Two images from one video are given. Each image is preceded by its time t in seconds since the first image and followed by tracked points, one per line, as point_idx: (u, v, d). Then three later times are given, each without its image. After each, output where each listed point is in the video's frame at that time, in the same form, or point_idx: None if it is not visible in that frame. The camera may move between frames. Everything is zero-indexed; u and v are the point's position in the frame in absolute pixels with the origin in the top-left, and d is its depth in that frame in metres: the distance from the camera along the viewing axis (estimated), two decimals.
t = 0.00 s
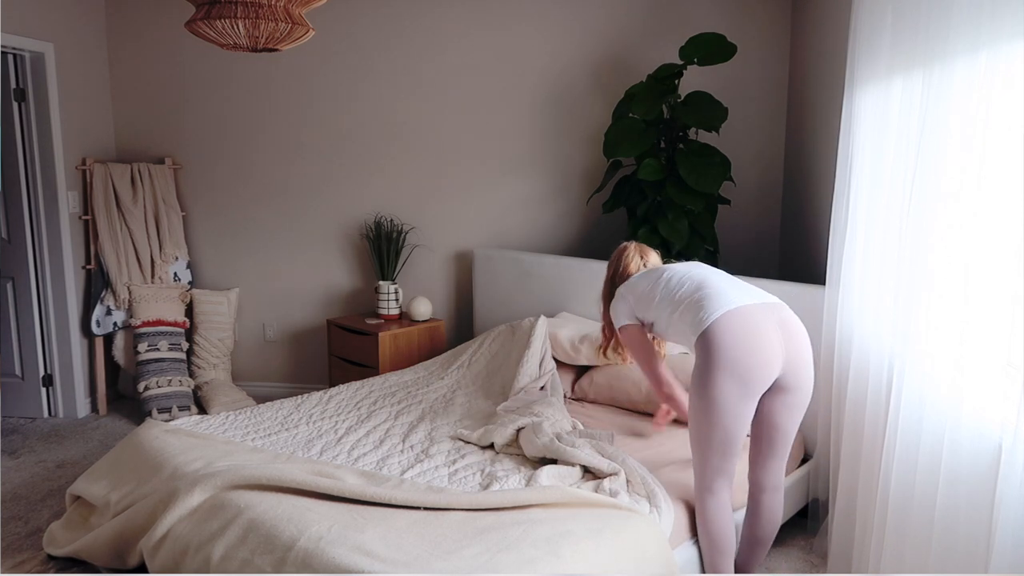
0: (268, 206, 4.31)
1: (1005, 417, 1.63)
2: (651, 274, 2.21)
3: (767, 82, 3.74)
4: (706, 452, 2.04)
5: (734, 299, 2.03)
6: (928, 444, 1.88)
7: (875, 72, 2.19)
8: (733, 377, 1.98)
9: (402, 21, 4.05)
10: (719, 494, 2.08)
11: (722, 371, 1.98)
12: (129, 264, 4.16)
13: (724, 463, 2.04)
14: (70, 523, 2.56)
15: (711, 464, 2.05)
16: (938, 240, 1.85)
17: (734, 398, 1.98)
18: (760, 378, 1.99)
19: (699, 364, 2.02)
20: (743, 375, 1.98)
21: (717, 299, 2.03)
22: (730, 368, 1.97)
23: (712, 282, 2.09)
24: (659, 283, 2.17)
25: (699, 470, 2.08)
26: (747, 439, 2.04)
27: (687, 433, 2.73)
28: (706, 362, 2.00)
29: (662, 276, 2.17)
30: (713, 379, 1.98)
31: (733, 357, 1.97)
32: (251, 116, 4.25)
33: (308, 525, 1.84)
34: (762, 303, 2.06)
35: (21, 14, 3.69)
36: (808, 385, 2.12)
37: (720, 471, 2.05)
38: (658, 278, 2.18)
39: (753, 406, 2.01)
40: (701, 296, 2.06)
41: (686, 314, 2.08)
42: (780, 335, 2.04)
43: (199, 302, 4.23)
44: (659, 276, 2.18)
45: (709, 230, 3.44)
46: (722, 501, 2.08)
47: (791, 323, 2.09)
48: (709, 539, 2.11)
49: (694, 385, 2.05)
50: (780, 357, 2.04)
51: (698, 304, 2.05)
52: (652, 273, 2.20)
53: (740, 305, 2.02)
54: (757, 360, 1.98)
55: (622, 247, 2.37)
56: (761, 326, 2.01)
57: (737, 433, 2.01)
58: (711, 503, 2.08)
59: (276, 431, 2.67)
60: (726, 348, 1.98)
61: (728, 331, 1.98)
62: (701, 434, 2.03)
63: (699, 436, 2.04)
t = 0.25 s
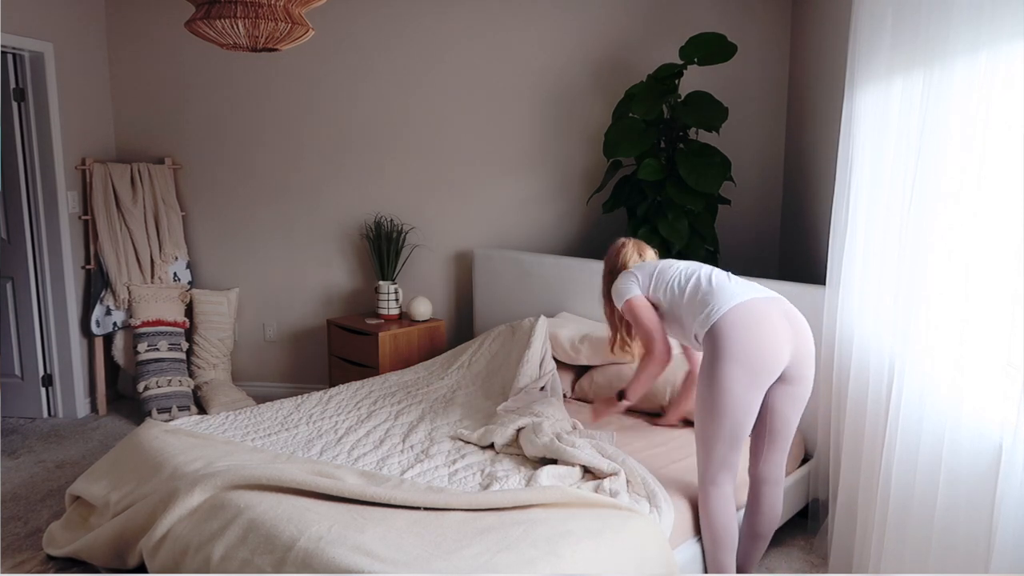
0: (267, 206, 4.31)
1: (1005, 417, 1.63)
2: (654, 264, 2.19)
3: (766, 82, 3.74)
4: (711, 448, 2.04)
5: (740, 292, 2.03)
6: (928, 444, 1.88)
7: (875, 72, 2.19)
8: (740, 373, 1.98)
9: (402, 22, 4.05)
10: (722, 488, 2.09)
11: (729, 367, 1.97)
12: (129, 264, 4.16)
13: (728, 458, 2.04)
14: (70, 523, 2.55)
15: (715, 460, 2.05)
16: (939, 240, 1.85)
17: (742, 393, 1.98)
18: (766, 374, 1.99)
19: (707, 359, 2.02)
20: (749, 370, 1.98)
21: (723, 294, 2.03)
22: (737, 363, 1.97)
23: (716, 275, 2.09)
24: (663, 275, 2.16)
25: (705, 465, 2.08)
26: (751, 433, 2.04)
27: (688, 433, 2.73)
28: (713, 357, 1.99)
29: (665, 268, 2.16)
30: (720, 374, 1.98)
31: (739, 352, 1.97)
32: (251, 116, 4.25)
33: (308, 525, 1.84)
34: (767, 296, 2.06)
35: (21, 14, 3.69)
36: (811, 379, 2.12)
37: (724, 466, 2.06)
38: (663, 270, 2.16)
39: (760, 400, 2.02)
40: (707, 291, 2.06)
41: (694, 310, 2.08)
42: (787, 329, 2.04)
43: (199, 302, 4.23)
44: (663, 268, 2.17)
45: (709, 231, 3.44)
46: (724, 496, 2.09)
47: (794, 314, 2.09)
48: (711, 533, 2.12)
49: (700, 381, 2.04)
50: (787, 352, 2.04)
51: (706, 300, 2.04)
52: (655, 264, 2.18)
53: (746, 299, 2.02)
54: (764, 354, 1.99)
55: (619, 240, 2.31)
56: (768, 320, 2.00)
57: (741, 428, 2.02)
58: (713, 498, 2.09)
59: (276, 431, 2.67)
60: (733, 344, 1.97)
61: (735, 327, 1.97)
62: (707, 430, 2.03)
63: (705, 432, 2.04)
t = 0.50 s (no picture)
0: (267, 205, 4.31)
1: (1005, 417, 1.63)
2: (654, 262, 2.09)
3: (766, 82, 3.74)
4: (718, 452, 2.04)
5: (750, 295, 2.00)
6: (928, 444, 1.88)
7: (875, 72, 2.19)
8: (751, 379, 1.97)
9: (402, 22, 4.05)
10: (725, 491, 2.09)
11: (740, 373, 1.96)
12: (129, 264, 4.16)
13: (733, 462, 2.04)
14: (70, 523, 2.56)
15: (720, 464, 2.05)
16: (939, 240, 1.85)
17: (752, 399, 1.98)
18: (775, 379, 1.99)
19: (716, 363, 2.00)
20: (760, 376, 1.97)
21: (734, 297, 1.99)
22: (749, 369, 1.96)
23: (723, 274, 2.04)
24: (665, 274, 2.07)
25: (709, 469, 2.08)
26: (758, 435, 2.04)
27: (687, 433, 2.73)
28: (723, 362, 1.98)
29: (667, 266, 2.07)
30: (732, 381, 1.97)
31: (751, 358, 1.96)
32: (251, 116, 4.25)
33: (308, 525, 1.84)
34: (776, 297, 2.03)
35: (21, 14, 3.69)
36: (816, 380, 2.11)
37: (729, 469, 2.06)
38: (664, 269, 2.07)
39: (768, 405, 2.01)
40: (716, 293, 2.01)
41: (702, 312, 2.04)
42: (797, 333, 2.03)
43: (199, 302, 4.23)
44: (664, 267, 2.07)
45: (709, 231, 3.44)
46: (727, 499, 2.10)
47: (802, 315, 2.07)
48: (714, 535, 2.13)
49: (708, 385, 2.03)
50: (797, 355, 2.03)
51: (716, 304, 2.00)
52: (654, 262, 2.09)
53: (756, 303, 1.99)
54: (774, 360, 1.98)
55: (611, 220, 2.21)
56: (779, 325, 1.99)
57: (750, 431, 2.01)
58: (716, 502, 2.09)
59: (276, 431, 2.67)
60: (745, 350, 1.96)
61: (748, 333, 1.95)
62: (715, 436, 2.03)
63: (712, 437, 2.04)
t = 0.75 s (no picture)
0: (267, 205, 4.31)
1: (1005, 417, 1.63)
2: (662, 256, 2.05)
3: (766, 82, 3.74)
4: (724, 456, 2.04)
5: (760, 298, 2.00)
6: (927, 443, 1.88)
7: (875, 72, 2.19)
8: (761, 384, 1.97)
9: (402, 22, 4.05)
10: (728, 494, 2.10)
11: (750, 377, 1.96)
12: (129, 264, 4.16)
13: (738, 465, 2.04)
14: (70, 523, 2.56)
15: (725, 467, 2.05)
16: (939, 240, 1.85)
17: (760, 404, 1.98)
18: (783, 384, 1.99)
19: (725, 367, 2.00)
20: (770, 381, 1.98)
21: (745, 301, 1.99)
22: (758, 375, 1.96)
23: (732, 275, 2.04)
24: (673, 270, 2.04)
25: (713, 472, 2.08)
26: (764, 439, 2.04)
27: (687, 433, 2.73)
28: (733, 367, 1.98)
29: (675, 262, 2.05)
30: (741, 385, 1.97)
31: (762, 363, 1.96)
32: (251, 116, 4.25)
33: (308, 525, 1.84)
34: (784, 301, 2.04)
35: (21, 14, 3.69)
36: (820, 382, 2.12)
37: (734, 472, 2.06)
38: (672, 265, 2.04)
39: (774, 410, 2.02)
40: (726, 295, 2.01)
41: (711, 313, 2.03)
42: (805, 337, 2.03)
43: (199, 302, 4.23)
44: (672, 263, 2.04)
45: (709, 231, 3.44)
46: (729, 502, 2.10)
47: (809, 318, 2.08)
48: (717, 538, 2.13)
49: (716, 389, 2.03)
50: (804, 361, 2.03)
51: (726, 306, 2.00)
52: (662, 256, 2.05)
53: (767, 308, 2.00)
54: (784, 365, 1.98)
55: (612, 215, 2.18)
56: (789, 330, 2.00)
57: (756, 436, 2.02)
58: (719, 503, 2.09)
59: (276, 431, 2.67)
60: (756, 355, 1.96)
61: (760, 339, 1.96)
62: (723, 440, 2.02)
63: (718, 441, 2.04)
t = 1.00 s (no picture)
0: (267, 205, 4.31)
1: (1005, 416, 1.63)
2: (662, 256, 2.02)
3: (766, 82, 3.74)
4: (718, 463, 2.03)
5: (761, 306, 1.97)
6: (927, 443, 1.88)
7: (875, 72, 2.19)
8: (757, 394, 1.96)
9: (402, 22, 4.05)
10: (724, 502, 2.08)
11: (745, 386, 1.95)
12: (129, 264, 4.16)
13: (733, 472, 2.03)
14: (70, 523, 2.56)
15: (720, 474, 2.04)
16: (939, 239, 1.85)
17: (755, 413, 1.97)
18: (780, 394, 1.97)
19: (721, 376, 1.99)
20: (765, 391, 1.96)
21: (744, 309, 1.95)
22: (752, 385, 1.95)
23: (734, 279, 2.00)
24: (675, 271, 2.01)
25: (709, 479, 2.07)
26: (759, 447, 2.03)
27: (687, 433, 2.73)
28: (728, 375, 1.97)
29: (675, 262, 2.01)
30: (735, 394, 1.96)
31: (757, 373, 1.94)
32: (250, 116, 4.25)
33: (308, 525, 1.84)
34: (787, 310, 2.01)
35: (21, 14, 3.69)
36: (823, 390, 2.11)
37: (729, 479, 2.05)
38: (671, 266, 2.02)
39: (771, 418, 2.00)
40: (724, 300, 1.98)
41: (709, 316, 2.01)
42: (804, 348, 2.00)
43: (199, 302, 4.23)
44: (671, 264, 2.02)
45: (709, 231, 3.45)
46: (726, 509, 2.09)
47: (811, 327, 2.05)
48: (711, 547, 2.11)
49: (711, 395, 2.02)
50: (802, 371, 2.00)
51: (724, 314, 1.97)
52: (661, 257, 2.02)
53: (767, 317, 1.96)
54: (780, 376, 1.96)
55: (624, 205, 2.17)
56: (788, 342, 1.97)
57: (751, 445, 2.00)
58: (715, 511, 2.08)
59: (276, 431, 2.67)
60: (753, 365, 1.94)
61: (756, 349, 1.94)
62: (717, 448, 2.02)
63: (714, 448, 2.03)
